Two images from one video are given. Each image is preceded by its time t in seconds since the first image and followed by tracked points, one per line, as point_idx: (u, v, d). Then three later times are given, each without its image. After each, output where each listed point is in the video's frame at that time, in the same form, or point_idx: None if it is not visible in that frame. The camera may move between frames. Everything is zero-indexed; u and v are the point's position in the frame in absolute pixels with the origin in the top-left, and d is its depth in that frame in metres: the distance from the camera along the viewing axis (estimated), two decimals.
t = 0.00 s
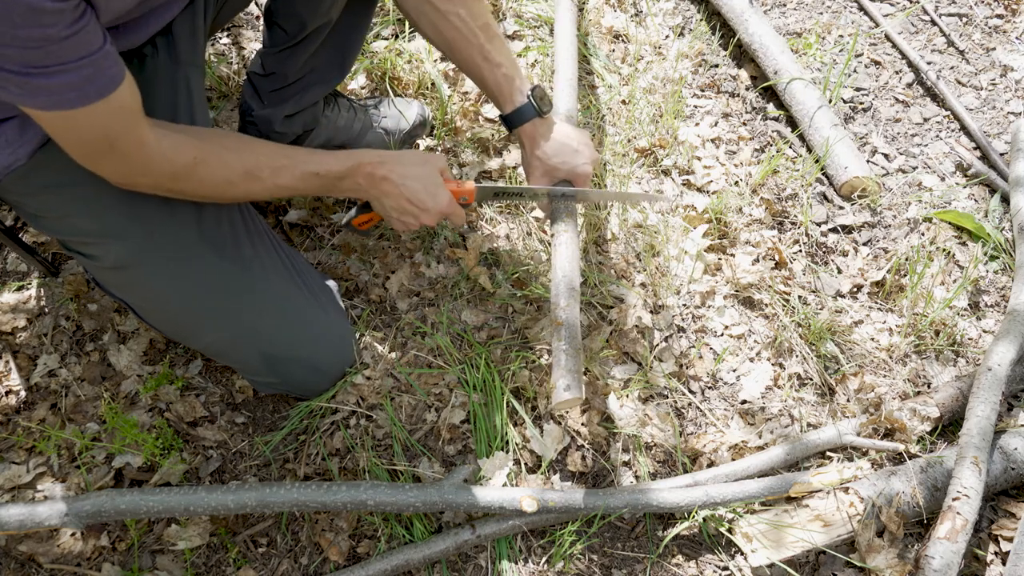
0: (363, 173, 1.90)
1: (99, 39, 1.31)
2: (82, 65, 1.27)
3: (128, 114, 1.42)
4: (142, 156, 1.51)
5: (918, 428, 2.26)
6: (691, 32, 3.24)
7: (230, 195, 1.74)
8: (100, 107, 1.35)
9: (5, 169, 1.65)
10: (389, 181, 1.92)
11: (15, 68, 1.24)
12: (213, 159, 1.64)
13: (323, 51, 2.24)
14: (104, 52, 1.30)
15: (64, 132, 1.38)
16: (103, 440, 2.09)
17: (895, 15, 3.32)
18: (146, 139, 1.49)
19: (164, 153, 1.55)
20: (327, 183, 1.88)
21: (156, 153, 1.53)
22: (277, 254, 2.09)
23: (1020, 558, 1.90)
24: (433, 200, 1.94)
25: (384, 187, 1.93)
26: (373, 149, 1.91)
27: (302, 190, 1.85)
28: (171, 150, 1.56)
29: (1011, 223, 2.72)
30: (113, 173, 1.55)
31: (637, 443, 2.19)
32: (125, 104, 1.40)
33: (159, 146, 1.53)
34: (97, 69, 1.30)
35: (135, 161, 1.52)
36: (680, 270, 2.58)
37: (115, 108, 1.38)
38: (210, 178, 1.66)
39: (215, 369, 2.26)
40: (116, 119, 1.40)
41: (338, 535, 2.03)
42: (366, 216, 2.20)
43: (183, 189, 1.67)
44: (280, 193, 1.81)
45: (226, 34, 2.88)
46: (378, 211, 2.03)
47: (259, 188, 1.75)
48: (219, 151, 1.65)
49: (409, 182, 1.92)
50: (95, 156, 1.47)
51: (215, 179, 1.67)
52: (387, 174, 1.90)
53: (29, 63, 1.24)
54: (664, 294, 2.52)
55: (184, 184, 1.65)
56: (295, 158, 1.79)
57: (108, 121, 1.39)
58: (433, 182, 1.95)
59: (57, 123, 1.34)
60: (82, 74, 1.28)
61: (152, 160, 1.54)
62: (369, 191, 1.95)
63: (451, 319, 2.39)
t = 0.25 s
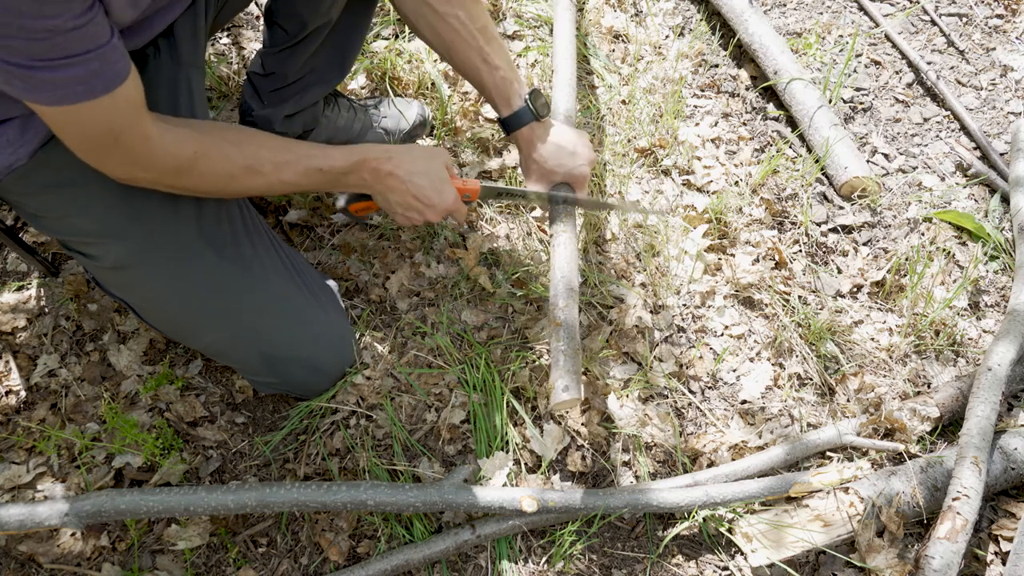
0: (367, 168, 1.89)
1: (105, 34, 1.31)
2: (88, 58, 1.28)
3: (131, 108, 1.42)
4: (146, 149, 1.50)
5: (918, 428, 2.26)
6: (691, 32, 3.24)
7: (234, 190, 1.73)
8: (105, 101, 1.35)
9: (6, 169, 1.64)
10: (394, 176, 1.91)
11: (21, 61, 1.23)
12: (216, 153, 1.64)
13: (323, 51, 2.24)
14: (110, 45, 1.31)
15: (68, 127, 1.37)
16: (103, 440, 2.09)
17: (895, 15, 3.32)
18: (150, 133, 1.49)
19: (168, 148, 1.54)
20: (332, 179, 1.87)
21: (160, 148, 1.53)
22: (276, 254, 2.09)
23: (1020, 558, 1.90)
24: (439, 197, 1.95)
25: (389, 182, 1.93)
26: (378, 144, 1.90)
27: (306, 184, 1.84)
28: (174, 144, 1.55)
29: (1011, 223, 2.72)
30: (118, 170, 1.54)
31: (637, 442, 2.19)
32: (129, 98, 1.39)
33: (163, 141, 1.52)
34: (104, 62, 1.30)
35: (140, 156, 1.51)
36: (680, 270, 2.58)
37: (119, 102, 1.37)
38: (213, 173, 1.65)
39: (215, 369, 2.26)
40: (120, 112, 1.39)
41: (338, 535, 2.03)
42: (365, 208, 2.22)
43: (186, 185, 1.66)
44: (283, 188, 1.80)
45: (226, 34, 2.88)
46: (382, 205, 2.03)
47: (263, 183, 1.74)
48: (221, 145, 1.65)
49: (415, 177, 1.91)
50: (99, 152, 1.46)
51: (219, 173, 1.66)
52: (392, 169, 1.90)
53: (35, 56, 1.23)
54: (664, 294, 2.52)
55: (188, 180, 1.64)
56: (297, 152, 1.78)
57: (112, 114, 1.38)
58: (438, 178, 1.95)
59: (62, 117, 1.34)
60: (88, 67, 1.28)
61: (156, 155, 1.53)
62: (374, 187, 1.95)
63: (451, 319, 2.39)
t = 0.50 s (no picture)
0: (434, 178, 1.88)
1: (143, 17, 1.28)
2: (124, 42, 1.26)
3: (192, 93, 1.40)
4: (211, 134, 1.48)
5: (918, 428, 2.26)
6: (691, 32, 3.24)
7: (300, 187, 1.71)
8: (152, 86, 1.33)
9: (9, 168, 1.65)
10: (457, 188, 1.92)
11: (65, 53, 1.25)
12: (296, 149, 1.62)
13: (323, 51, 2.25)
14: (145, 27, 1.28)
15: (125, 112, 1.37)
16: (103, 440, 2.10)
17: (895, 15, 3.32)
18: (215, 118, 1.46)
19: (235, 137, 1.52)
20: (401, 186, 1.84)
21: (226, 136, 1.50)
22: (278, 253, 2.09)
23: (1020, 558, 1.90)
24: (501, 209, 1.98)
25: (453, 194, 1.93)
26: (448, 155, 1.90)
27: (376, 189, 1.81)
28: (242, 133, 1.53)
29: (1011, 223, 2.72)
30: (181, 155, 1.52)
31: (637, 442, 2.19)
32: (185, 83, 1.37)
33: (231, 130, 1.50)
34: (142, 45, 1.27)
35: (205, 144, 1.49)
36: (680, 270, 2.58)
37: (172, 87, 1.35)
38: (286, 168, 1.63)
39: (215, 369, 2.26)
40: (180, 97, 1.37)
41: (338, 535, 2.03)
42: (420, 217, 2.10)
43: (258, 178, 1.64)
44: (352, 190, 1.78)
45: (226, 35, 2.88)
46: (438, 216, 2.01)
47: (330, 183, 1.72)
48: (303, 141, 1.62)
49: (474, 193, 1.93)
50: (161, 135, 1.44)
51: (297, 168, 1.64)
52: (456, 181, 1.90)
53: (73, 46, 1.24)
54: (664, 294, 2.52)
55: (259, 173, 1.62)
56: (377, 155, 1.75)
57: (174, 95, 1.36)
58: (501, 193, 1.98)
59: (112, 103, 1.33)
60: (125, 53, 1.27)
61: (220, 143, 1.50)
62: (435, 198, 1.93)
63: (451, 319, 2.39)
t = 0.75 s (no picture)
0: (390, 170, 1.78)
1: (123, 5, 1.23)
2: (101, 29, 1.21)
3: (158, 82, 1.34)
4: (169, 127, 1.41)
5: (918, 428, 2.26)
6: (691, 32, 3.24)
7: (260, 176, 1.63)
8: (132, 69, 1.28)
9: (11, 169, 1.61)
10: (414, 181, 1.82)
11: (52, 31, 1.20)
12: (252, 139, 1.54)
13: (324, 50, 2.25)
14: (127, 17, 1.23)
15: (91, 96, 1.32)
16: (103, 440, 2.10)
17: (895, 15, 3.32)
18: (179, 111, 1.40)
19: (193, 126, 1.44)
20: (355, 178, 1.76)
21: (186, 128, 1.44)
22: (280, 253, 2.08)
23: (1020, 558, 1.90)
24: (456, 202, 1.89)
25: (410, 186, 1.83)
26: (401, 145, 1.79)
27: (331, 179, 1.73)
28: (203, 127, 1.46)
29: (1011, 223, 2.72)
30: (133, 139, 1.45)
31: (637, 442, 2.19)
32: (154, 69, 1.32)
33: (192, 120, 1.43)
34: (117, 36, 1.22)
35: (161, 130, 1.42)
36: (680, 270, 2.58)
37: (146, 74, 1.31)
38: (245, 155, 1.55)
39: (215, 369, 2.26)
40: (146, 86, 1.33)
41: (337, 535, 2.03)
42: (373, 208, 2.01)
43: (212, 165, 1.56)
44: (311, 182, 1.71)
45: (226, 34, 2.88)
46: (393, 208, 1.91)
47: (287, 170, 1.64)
48: (264, 132, 1.55)
49: (432, 184, 1.83)
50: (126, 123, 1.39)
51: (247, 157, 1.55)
52: (413, 173, 1.81)
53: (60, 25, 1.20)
54: (664, 294, 2.52)
55: (210, 160, 1.54)
56: (333, 148, 1.67)
57: (134, 88, 1.31)
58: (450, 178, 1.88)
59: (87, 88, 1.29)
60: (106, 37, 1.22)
61: (178, 133, 1.44)
62: (391, 189, 1.83)
63: (451, 319, 2.39)
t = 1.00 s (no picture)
0: (395, 168, 1.80)
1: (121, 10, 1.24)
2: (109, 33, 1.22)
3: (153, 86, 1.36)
4: (171, 126, 1.44)
5: (918, 428, 2.26)
6: (691, 32, 3.24)
7: (256, 177, 1.66)
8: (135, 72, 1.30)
9: (10, 164, 1.64)
10: (421, 179, 1.84)
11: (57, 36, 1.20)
12: (249, 143, 1.56)
13: (323, 47, 2.23)
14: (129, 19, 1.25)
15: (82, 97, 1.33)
16: (103, 440, 2.09)
17: (895, 15, 3.32)
18: (177, 109, 1.43)
19: (192, 127, 1.47)
20: (360, 176, 1.77)
21: (186, 129, 1.46)
22: (279, 251, 2.08)
23: (1020, 558, 1.90)
24: (466, 199, 1.91)
25: (414, 183, 1.84)
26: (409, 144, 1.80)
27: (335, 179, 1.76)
28: (201, 126, 1.48)
29: (1011, 223, 2.72)
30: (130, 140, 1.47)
31: (637, 443, 2.19)
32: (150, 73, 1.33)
33: (189, 122, 1.46)
34: (115, 40, 1.23)
35: (157, 133, 1.44)
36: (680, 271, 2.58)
37: (141, 78, 1.32)
38: (244, 157, 1.58)
39: (215, 369, 2.26)
40: (140, 91, 1.34)
41: (337, 535, 2.03)
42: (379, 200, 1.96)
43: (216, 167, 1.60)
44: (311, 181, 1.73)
45: (226, 34, 2.88)
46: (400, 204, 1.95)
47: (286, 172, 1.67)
48: (257, 135, 1.57)
49: (440, 182, 1.85)
50: (121, 124, 1.41)
51: (246, 159, 1.58)
52: (420, 172, 1.82)
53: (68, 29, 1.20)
54: (664, 294, 2.52)
55: (211, 162, 1.57)
56: (335, 148, 1.68)
57: (135, 88, 1.33)
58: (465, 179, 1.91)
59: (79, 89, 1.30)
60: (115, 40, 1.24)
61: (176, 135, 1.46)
62: (397, 187, 1.85)
63: (451, 319, 2.39)
